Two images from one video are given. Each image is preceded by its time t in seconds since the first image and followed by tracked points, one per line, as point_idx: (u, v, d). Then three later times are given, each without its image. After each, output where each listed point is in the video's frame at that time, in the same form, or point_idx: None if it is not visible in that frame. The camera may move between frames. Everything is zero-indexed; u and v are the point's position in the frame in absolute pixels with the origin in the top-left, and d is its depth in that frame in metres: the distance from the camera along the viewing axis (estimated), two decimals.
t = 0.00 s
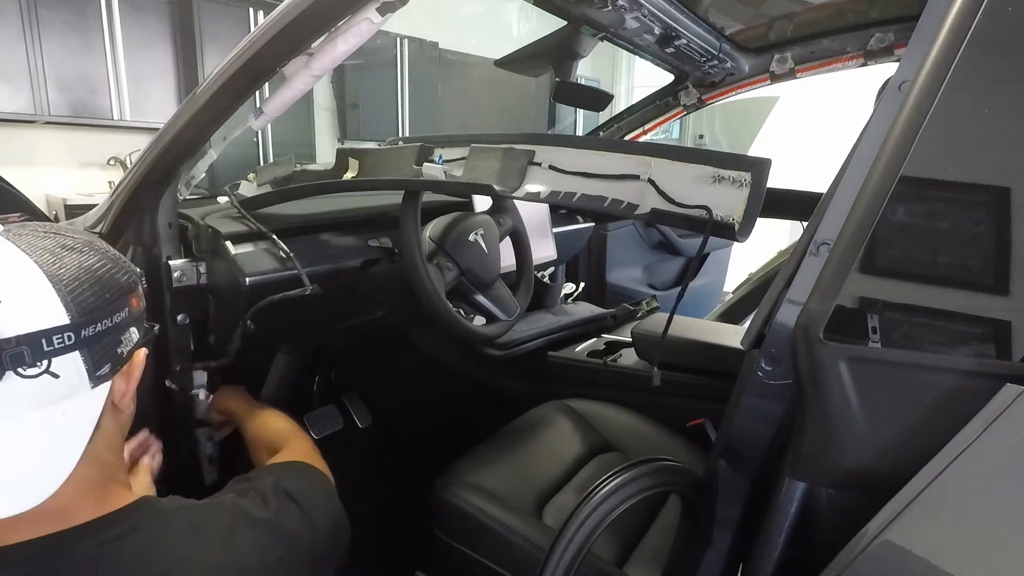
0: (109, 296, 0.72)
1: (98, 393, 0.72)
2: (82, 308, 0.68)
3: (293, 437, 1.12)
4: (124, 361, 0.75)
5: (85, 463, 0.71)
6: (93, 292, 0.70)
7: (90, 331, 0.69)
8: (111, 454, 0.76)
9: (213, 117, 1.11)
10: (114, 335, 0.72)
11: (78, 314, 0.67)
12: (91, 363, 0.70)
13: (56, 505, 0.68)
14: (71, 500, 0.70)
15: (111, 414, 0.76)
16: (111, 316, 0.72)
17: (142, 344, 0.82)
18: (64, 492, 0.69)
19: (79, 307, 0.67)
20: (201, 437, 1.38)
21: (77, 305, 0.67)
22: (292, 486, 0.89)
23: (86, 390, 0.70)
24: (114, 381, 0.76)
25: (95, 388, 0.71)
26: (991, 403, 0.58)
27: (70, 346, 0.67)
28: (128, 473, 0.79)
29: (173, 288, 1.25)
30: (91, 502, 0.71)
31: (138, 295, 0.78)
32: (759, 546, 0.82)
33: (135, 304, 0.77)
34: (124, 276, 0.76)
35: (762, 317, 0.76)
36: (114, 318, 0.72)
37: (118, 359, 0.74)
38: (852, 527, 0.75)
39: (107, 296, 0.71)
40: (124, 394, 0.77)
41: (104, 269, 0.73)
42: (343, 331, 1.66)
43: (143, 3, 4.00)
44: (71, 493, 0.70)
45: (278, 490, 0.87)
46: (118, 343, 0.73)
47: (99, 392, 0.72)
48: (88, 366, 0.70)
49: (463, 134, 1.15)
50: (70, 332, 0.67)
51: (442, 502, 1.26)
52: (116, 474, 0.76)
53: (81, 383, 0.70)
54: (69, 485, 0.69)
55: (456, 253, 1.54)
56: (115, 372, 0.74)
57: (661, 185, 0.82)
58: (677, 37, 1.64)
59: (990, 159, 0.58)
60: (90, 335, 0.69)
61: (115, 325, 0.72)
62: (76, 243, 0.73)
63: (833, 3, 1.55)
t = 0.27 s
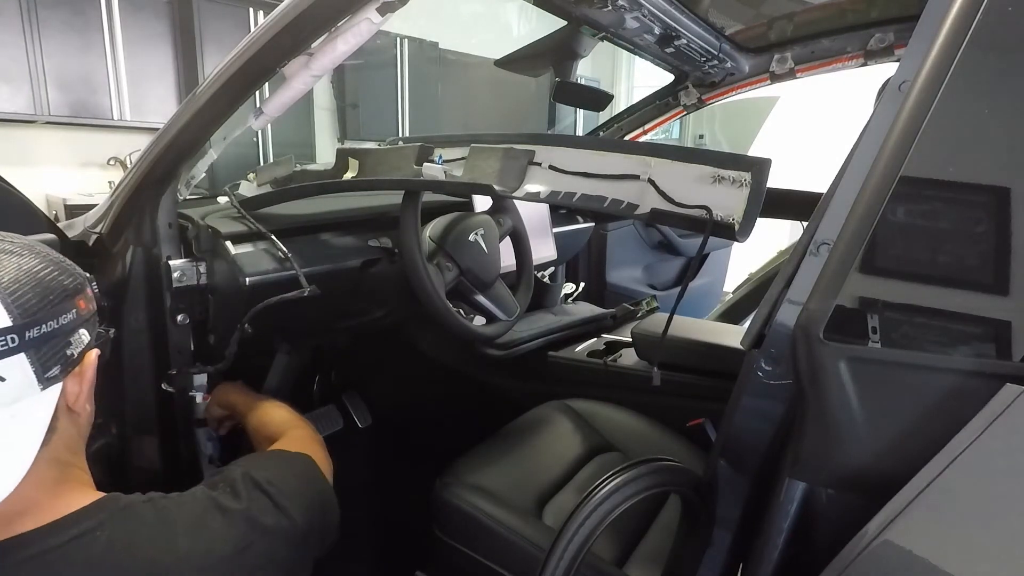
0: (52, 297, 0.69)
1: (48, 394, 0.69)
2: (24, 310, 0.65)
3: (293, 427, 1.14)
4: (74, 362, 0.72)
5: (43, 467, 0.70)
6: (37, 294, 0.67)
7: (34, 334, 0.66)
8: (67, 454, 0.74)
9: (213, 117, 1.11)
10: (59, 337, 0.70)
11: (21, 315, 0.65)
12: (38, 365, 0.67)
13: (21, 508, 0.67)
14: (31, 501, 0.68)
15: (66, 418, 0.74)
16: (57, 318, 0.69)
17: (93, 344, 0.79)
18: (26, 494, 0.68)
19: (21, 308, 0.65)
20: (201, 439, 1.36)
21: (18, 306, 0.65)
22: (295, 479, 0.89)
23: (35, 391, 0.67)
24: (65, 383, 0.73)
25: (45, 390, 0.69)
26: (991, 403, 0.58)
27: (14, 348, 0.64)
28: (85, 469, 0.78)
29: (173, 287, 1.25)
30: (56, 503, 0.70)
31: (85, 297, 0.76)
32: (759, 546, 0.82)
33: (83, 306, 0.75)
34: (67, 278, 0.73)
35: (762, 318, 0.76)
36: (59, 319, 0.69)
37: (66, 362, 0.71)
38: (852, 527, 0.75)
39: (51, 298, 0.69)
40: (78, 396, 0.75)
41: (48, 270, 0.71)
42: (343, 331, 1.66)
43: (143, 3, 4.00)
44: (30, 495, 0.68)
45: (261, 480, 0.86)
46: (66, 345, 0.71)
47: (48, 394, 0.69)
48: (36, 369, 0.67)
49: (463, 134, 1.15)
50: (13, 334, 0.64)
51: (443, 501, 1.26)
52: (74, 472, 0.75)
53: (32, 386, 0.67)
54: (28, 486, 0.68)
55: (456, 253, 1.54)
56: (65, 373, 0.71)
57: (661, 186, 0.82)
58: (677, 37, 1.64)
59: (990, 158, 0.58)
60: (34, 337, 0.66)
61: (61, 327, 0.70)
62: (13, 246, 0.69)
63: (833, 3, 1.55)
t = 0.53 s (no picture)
0: (27, 300, 0.68)
1: (27, 398, 0.68)
2: None
3: (286, 417, 1.14)
4: (53, 365, 0.72)
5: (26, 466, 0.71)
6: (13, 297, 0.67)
7: (9, 336, 0.66)
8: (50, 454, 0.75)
9: (212, 117, 1.11)
10: (36, 340, 0.69)
11: None
12: (15, 369, 0.67)
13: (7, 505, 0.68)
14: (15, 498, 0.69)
15: (46, 420, 0.75)
16: (33, 321, 0.68)
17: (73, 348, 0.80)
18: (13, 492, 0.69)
19: None
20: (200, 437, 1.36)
21: None
22: (295, 479, 0.89)
23: (13, 395, 0.67)
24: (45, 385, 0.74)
25: (24, 394, 0.68)
26: (991, 402, 0.58)
27: None
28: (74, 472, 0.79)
29: (173, 287, 1.25)
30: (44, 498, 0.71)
31: (62, 301, 0.75)
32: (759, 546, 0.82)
33: (60, 309, 0.74)
34: (43, 280, 0.72)
35: (762, 318, 0.76)
36: (35, 323, 0.69)
37: (46, 365, 0.71)
38: (852, 527, 0.75)
39: (27, 301, 0.68)
40: (59, 397, 0.76)
41: (22, 274, 0.70)
42: (343, 331, 1.66)
43: (142, 3, 4.00)
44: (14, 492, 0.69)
45: (263, 479, 0.86)
46: (43, 348, 0.70)
47: (27, 396, 0.69)
48: (13, 372, 0.66)
49: (463, 134, 1.15)
50: None
51: (443, 501, 1.26)
52: (61, 472, 0.76)
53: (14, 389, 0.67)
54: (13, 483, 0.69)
55: (456, 253, 1.54)
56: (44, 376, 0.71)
57: (661, 186, 0.82)
58: (677, 37, 1.64)
59: (990, 158, 0.58)
60: (8, 341, 0.66)
61: (38, 330, 0.69)
62: None
63: (833, 3, 1.55)
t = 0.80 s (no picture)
0: (20, 298, 0.68)
1: (20, 394, 0.68)
2: None
3: (288, 415, 1.13)
4: (46, 363, 0.72)
5: (20, 464, 0.72)
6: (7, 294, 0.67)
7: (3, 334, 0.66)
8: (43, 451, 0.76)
9: (213, 117, 1.11)
10: (30, 337, 0.69)
11: None
12: (9, 365, 0.67)
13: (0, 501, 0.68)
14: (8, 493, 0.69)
15: (41, 417, 0.76)
16: (27, 319, 0.69)
17: (66, 347, 0.80)
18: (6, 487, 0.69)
19: None
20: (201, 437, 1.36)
21: None
22: (295, 478, 0.89)
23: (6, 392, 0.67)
24: (38, 384, 0.74)
25: (17, 391, 0.68)
26: (992, 402, 0.58)
27: None
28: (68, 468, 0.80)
29: (173, 287, 1.25)
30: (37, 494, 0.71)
31: (55, 299, 0.75)
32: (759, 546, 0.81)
33: (54, 308, 0.74)
34: (35, 280, 0.72)
35: (763, 318, 0.76)
36: (28, 321, 0.69)
37: (40, 362, 0.71)
38: (851, 527, 0.75)
39: (21, 299, 0.68)
40: (51, 396, 0.76)
41: (13, 272, 0.70)
42: (343, 331, 1.66)
43: (142, 3, 4.00)
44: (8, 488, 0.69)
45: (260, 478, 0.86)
46: (37, 345, 0.70)
47: (20, 394, 0.69)
48: (7, 369, 0.66)
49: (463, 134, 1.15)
50: None
51: (443, 501, 1.26)
52: (55, 469, 0.76)
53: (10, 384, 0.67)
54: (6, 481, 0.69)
55: (456, 254, 1.54)
56: (38, 373, 0.71)
57: (661, 186, 0.81)
58: (677, 37, 1.64)
59: (989, 160, 0.58)
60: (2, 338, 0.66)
61: (32, 327, 0.69)
62: None
63: (833, 3, 1.55)
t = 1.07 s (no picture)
0: (26, 294, 0.70)
1: (25, 386, 0.70)
2: None
3: (290, 411, 1.12)
4: (51, 356, 0.74)
5: (19, 453, 0.73)
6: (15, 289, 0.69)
7: (10, 327, 0.67)
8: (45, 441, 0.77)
9: (214, 117, 1.11)
10: (36, 331, 0.71)
11: None
12: (14, 356, 0.68)
13: None
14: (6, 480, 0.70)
15: (42, 409, 0.77)
16: (34, 312, 0.70)
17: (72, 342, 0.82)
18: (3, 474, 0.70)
19: None
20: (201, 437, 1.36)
21: None
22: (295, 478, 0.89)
23: (10, 382, 0.68)
24: (41, 376, 0.76)
25: (21, 381, 0.70)
26: (992, 402, 0.58)
27: None
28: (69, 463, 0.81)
29: (173, 287, 1.25)
30: (33, 483, 0.72)
31: (62, 296, 0.77)
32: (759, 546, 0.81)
33: (60, 303, 0.76)
34: (42, 277, 0.74)
35: (763, 318, 0.76)
36: (34, 316, 0.70)
37: (45, 355, 0.73)
38: (851, 527, 0.75)
39: (29, 293, 0.70)
40: (55, 388, 0.78)
41: (21, 268, 0.72)
42: (342, 331, 1.66)
43: (142, 3, 4.00)
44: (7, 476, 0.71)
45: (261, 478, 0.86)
46: (42, 339, 0.72)
47: (25, 385, 0.70)
48: (11, 360, 0.68)
49: (463, 134, 1.15)
50: None
51: (443, 501, 1.25)
52: (54, 461, 0.78)
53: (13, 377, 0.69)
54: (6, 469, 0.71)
55: (456, 254, 1.54)
56: (41, 366, 0.72)
57: (662, 186, 0.81)
58: (676, 37, 1.64)
59: (989, 160, 0.58)
60: (9, 331, 0.67)
61: (39, 321, 0.71)
62: None
63: (833, 3, 1.55)
